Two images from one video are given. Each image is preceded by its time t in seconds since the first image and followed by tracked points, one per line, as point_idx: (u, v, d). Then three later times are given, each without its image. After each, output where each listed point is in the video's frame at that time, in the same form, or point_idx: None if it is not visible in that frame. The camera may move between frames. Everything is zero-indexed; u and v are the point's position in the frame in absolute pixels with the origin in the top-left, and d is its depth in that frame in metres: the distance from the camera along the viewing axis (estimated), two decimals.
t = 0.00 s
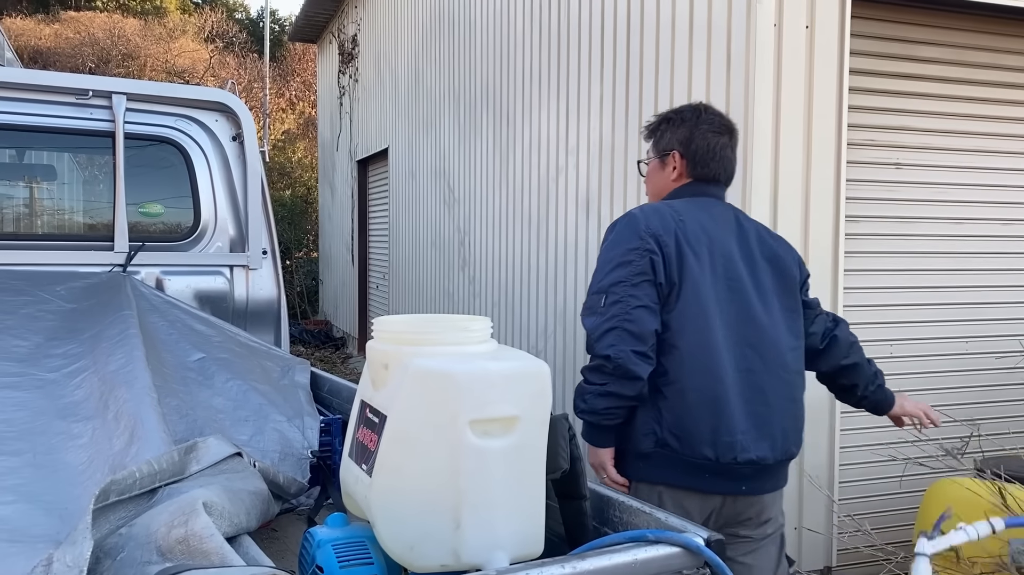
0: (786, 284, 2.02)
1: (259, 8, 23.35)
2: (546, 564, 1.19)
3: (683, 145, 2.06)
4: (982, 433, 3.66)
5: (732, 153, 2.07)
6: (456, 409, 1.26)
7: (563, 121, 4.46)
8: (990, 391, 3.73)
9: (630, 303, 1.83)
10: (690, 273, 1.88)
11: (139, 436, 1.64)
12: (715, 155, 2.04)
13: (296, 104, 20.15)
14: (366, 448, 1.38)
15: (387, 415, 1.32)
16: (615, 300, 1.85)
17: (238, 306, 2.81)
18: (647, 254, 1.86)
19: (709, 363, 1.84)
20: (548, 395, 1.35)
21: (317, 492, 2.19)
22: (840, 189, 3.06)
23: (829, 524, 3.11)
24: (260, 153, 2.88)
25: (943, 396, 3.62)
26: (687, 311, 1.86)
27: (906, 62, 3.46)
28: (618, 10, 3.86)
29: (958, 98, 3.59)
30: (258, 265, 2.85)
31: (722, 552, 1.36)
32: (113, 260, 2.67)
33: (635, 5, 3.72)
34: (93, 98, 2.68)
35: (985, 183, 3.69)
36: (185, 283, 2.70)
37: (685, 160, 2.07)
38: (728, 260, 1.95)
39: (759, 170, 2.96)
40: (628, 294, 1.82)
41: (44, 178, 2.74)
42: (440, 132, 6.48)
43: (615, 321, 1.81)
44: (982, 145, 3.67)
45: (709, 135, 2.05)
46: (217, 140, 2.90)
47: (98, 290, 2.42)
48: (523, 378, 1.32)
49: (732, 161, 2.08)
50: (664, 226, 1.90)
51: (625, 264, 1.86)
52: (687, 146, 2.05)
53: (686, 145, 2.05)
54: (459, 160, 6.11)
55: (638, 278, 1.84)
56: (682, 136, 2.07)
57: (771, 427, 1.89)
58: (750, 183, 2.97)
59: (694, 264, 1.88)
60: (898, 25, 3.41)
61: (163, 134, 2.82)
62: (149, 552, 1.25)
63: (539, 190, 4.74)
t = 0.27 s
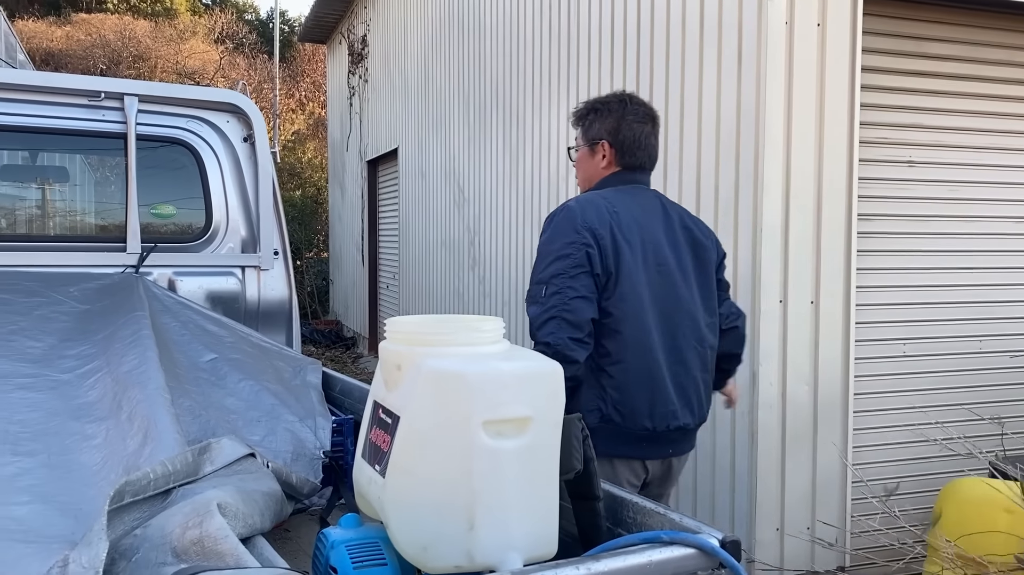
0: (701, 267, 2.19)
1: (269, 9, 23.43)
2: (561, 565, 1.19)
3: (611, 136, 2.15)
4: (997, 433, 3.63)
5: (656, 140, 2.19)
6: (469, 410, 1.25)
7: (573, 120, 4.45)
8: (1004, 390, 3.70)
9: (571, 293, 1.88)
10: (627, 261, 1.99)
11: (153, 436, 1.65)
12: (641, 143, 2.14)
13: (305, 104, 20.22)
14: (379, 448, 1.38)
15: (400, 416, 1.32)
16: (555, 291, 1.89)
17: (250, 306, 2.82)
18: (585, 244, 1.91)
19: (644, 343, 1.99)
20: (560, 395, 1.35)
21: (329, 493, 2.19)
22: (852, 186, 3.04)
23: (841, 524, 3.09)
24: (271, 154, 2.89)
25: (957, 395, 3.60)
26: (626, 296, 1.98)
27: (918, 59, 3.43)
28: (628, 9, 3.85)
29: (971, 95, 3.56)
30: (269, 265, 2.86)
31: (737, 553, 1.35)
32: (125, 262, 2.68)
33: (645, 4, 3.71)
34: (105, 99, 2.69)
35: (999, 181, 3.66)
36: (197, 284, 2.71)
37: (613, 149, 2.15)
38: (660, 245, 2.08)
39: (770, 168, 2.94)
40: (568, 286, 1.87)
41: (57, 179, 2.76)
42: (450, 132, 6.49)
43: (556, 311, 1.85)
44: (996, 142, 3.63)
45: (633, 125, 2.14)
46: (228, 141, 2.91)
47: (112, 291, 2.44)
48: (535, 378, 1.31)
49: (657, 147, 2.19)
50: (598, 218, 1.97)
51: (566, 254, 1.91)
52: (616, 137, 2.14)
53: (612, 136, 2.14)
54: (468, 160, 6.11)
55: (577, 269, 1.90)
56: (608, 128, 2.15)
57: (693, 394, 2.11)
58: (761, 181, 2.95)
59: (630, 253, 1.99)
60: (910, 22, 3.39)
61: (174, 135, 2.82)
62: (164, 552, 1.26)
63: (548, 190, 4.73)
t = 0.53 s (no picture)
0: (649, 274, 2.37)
1: (279, 10, 23.54)
2: (581, 566, 1.18)
3: (560, 149, 2.26)
4: (1014, 433, 3.59)
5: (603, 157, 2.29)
6: (486, 410, 1.24)
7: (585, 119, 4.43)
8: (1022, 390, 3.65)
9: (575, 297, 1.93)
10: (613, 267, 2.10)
11: (169, 437, 1.65)
12: (588, 159, 2.25)
13: (316, 105, 20.31)
14: (395, 449, 1.37)
15: (416, 416, 1.31)
16: (557, 294, 1.92)
17: (264, 306, 2.83)
18: (581, 250, 1.97)
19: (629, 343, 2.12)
20: (577, 394, 1.34)
21: (344, 493, 2.19)
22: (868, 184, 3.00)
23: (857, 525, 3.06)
24: (285, 154, 2.90)
25: (974, 395, 3.56)
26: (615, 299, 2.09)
27: (934, 55, 3.39)
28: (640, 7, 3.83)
29: (988, 91, 3.52)
30: (283, 265, 2.87)
31: (756, 554, 1.33)
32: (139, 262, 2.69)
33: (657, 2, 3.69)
34: (119, 100, 2.72)
35: (1016, 178, 3.61)
36: (211, 284, 2.72)
37: (562, 162, 2.26)
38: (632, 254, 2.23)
39: (784, 165, 2.92)
40: (571, 289, 1.91)
41: (71, 180, 2.78)
42: (461, 132, 6.49)
43: (563, 313, 1.87)
44: (1013, 139, 3.59)
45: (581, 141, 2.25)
46: (241, 142, 2.91)
47: (127, 291, 2.45)
48: (552, 378, 1.30)
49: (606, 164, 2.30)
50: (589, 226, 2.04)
51: (564, 260, 1.95)
52: (563, 150, 2.25)
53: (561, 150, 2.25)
54: (479, 159, 6.10)
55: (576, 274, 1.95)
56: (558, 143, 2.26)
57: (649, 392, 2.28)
58: (775, 180, 2.92)
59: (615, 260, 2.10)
60: (926, 18, 3.35)
61: (187, 136, 2.82)
62: (182, 553, 1.26)
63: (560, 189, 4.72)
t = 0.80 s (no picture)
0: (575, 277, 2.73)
1: (290, 11, 23.63)
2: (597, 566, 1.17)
3: (521, 143, 2.68)
4: None
5: (556, 155, 2.72)
6: (500, 409, 1.24)
7: (596, 118, 4.42)
8: None
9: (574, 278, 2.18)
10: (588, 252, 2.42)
11: (184, 437, 1.65)
12: (544, 155, 2.68)
13: (327, 105, 20.39)
14: (409, 448, 1.37)
15: (430, 415, 1.31)
16: (565, 272, 2.16)
17: (277, 306, 2.84)
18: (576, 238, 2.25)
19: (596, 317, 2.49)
20: (592, 394, 1.33)
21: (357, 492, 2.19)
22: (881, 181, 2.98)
23: (871, 525, 3.03)
24: (298, 154, 2.91)
25: (990, 394, 3.52)
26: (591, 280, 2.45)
27: (949, 52, 3.36)
28: (651, 5, 3.82)
29: (1004, 88, 3.48)
30: (296, 265, 2.87)
31: (773, 554, 1.32)
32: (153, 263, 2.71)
33: None
34: (132, 101, 2.73)
35: None
36: (225, 284, 2.73)
37: (521, 155, 2.68)
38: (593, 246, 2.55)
39: (797, 163, 2.90)
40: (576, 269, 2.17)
41: (84, 181, 2.80)
42: (472, 131, 6.49)
43: (573, 289, 2.12)
44: None
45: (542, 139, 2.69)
46: (254, 142, 2.93)
47: (142, 291, 2.47)
48: (566, 378, 1.29)
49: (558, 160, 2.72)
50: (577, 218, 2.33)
51: (566, 244, 2.21)
52: (523, 145, 2.67)
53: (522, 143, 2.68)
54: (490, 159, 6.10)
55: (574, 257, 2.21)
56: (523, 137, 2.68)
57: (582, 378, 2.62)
58: (788, 178, 2.91)
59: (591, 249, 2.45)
60: (941, 15, 3.32)
61: (200, 137, 2.84)
62: (198, 552, 1.27)
63: (572, 188, 4.71)
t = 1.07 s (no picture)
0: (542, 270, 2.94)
1: (301, 10, 23.70)
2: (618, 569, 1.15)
3: (496, 140, 2.88)
4: None
5: (530, 151, 2.93)
6: (517, 409, 1.23)
7: (608, 116, 4.40)
8: None
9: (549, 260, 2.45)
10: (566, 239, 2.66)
11: (199, 437, 1.64)
12: (518, 151, 2.89)
13: (338, 104, 20.46)
14: (425, 448, 1.35)
15: (447, 415, 1.30)
16: (544, 257, 2.44)
17: (290, 305, 2.83)
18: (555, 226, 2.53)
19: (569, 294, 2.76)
20: (610, 393, 1.31)
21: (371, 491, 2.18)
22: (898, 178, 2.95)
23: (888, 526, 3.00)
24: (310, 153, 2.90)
25: (1008, 394, 3.48)
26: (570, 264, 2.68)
27: (966, 48, 3.31)
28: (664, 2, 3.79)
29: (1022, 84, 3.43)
30: (309, 264, 2.87)
31: (795, 555, 1.30)
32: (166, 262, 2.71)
33: None
34: (145, 101, 2.73)
35: None
36: (238, 284, 2.74)
37: (497, 151, 2.89)
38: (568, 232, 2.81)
39: (812, 161, 2.87)
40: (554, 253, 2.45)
41: (96, 180, 2.80)
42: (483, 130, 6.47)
43: (550, 271, 2.41)
44: None
45: (516, 136, 2.89)
46: (267, 141, 2.92)
47: (155, 291, 2.47)
48: (584, 377, 1.28)
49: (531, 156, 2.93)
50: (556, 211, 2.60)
51: (543, 231, 2.48)
52: (499, 141, 2.88)
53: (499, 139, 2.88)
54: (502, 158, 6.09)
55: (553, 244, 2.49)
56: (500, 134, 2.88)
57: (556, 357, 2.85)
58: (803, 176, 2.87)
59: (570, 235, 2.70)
60: (958, 10, 3.27)
61: (214, 136, 2.84)
62: (215, 553, 1.27)
63: (584, 186, 4.70)
